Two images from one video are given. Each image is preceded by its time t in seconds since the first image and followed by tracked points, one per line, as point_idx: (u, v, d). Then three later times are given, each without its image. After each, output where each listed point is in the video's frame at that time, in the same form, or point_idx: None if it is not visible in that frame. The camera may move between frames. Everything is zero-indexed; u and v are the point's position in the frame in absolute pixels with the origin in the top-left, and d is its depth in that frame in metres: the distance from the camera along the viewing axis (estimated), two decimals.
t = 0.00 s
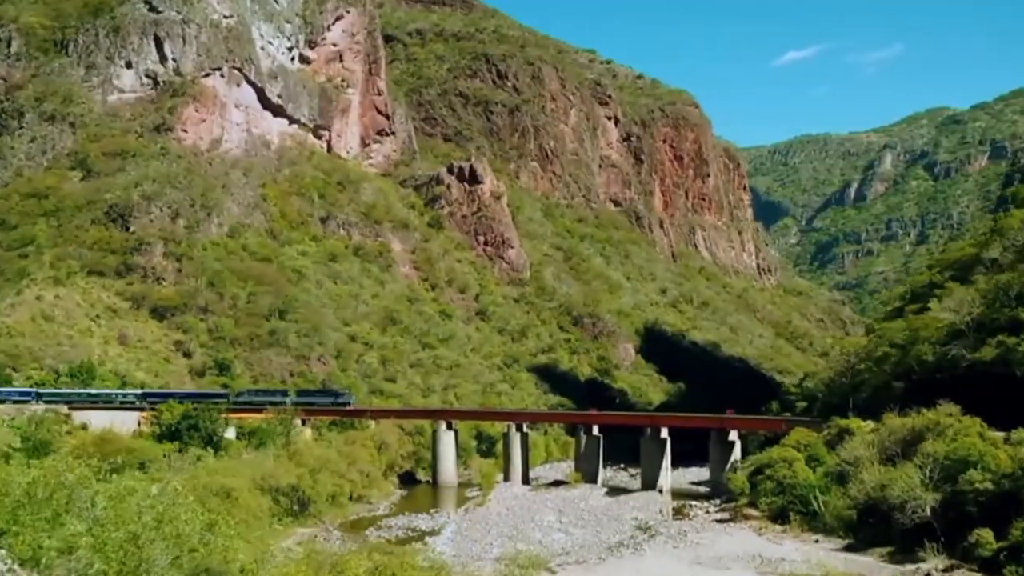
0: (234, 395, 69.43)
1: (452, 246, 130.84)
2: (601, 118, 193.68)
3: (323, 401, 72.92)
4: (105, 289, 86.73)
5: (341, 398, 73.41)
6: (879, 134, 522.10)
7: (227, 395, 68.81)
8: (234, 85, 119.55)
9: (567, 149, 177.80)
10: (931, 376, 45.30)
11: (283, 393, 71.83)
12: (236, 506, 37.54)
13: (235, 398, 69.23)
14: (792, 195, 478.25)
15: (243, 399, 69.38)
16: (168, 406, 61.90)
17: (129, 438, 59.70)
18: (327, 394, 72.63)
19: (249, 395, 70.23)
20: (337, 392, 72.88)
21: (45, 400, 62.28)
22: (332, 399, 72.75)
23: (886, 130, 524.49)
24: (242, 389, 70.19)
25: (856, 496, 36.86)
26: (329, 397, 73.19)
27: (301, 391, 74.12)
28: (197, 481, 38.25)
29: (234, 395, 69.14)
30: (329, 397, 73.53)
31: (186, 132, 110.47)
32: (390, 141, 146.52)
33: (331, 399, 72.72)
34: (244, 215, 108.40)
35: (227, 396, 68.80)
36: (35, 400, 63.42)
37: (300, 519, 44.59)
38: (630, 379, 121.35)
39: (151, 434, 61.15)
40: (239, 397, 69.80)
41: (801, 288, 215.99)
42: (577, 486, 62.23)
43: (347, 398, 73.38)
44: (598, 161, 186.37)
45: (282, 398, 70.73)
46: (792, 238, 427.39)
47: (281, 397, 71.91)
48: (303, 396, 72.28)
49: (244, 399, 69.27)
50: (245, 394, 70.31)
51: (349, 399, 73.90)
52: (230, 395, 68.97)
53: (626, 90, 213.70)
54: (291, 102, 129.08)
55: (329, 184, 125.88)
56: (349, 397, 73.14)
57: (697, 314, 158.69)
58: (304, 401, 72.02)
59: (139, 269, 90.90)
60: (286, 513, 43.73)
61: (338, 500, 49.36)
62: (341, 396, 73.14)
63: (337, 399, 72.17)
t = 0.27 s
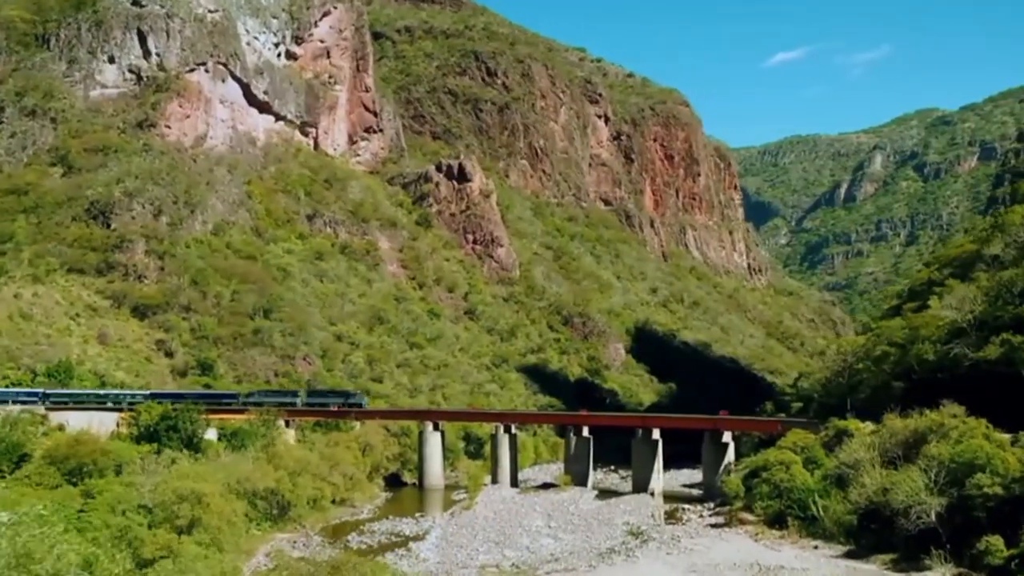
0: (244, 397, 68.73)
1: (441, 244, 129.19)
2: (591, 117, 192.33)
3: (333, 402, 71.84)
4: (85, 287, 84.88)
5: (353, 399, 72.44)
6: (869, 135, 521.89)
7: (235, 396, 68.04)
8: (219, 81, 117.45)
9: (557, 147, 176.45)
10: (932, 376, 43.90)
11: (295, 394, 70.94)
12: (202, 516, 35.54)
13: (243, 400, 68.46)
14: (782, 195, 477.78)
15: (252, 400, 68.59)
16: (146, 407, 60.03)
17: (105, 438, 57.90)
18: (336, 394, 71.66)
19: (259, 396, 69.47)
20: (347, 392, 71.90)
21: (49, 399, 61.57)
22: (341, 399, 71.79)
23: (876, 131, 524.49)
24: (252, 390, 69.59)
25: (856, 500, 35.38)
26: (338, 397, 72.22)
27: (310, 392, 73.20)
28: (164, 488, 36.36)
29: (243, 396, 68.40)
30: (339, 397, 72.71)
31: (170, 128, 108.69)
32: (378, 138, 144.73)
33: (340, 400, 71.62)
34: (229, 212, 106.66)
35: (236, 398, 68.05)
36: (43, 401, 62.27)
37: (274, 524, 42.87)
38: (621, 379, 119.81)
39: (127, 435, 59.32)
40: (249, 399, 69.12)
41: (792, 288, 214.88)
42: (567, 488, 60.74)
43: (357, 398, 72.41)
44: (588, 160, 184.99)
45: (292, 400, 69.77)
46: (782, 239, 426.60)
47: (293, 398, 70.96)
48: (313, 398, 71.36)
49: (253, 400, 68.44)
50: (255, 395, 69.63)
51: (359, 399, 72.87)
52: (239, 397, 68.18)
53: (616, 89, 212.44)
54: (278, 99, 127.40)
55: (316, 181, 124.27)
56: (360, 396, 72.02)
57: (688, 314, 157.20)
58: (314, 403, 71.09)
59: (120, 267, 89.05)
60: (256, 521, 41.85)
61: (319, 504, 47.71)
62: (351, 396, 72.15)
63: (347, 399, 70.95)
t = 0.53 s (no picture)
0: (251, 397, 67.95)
1: (426, 243, 127.45)
2: (578, 115, 190.84)
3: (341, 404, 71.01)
4: (61, 285, 82.76)
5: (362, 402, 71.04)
6: (857, 135, 522.05)
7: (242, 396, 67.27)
8: (200, 76, 115.53)
9: (545, 146, 175.00)
10: (931, 377, 42.48)
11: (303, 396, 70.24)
12: (167, 526, 33.98)
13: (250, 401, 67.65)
14: (769, 195, 477.46)
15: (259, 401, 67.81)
16: (122, 408, 57.92)
17: (77, 441, 55.83)
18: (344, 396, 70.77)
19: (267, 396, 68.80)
20: (356, 393, 70.64)
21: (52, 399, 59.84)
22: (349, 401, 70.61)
23: (862, 132, 524.94)
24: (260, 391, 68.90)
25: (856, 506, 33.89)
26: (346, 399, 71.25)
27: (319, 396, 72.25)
28: (128, 496, 34.79)
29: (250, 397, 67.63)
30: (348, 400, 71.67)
31: (150, 124, 106.72)
32: (363, 136, 142.77)
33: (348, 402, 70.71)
34: (210, 210, 104.80)
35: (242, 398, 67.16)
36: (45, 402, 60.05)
37: (249, 533, 41.16)
38: (609, 380, 118.30)
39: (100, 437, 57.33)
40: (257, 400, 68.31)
41: (779, 289, 213.84)
42: (554, 492, 59.18)
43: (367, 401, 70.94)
44: (576, 158, 183.51)
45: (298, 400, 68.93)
46: (769, 239, 425.99)
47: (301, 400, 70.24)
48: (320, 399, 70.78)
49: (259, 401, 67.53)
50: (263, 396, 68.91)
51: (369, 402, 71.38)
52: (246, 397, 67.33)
53: (604, 87, 211.01)
54: (261, 95, 125.55)
55: (299, 179, 122.47)
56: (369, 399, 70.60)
57: (677, 314, 155.78)
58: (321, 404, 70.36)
59: (98, 265, 87.05)
60: (230, 530, 40.21)
61: (296, 510, 45.86)
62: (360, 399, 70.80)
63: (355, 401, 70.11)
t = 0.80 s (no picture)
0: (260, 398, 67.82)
1: (411, 242, 125.50)
2: (565, 113, 189.22)
3: (349, 404, 69.69)
4: (35, 283, 80.48)
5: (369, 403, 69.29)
6: (843, 136, 522.36)
7: (249, 398, 67.18)
8: (180, 70, 113.35)
9: (531, 144, 173.32)
10: (932, 378, 40.96)
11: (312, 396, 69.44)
12: (128, 538, 32.00)
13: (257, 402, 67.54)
14: (755, 195, 476.90)
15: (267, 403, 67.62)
16: (94, 409, 55.53)
17: (46, 444, 53.37)
18: (350, 396, 69.50)
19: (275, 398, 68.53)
20: (361, 394, 68.94)
21: (53, 400, 59.23)
22: (356, 403, 69.11)
23: (848, 133, 525.26)
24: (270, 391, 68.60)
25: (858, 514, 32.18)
26: (354, 400, 69.81)
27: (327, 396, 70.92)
28: (86, 506, 32.93)
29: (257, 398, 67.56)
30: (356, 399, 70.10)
31: (128, 119, 104.46)
32: (347, 133, 140.74)
33: (355, 404, 69.36)
34: (189, 206, 102.64)
35: (248, 401, 66.99)
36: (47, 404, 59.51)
37: (220, 542, 39.34)
38: (596, 380, 116.56)
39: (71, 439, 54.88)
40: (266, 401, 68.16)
41: (767, 289, 212.69)
42: (541, 497, 57.41)
43: (373, 402, 69.01)
44: (562, 157, 181.88)
45: (305, 402, 68.20)
46: (756, 239, 425.30)
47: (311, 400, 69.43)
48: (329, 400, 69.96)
49: (265, 403, 67.33)
50: (273, 396, 68.62)
51: (376, 402, 69.38)
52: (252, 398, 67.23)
53: (591, 85, 209.42)
54: (243, 91, 123.49)
55: (282, 175, 120.42)
56: (377, 399, 68.64)
57: (664, 314, 154.19)
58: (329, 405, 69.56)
59: (73, 263, 84.92)
60: (200, 539, 38.35)
61: (272, 516, 44.01)
62: (366, 400, 69.05)
63: (360, 403, 68.71)
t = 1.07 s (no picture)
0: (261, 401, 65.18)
1: (392, 240, 123.41)
2: (549, 111, 187.50)
3: (352, 406, 66.63)
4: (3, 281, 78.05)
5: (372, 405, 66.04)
6: (825, 137, 522.76)
7: (249, 400, 64.47)
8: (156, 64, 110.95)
9: (514, 142, 171.47)
10: (932, 380, 39.30)
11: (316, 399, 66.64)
12: (76, 554, 29.96)
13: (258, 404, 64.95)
14: (739, 196, 476.36)
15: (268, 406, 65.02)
16: (58, 412, 53.15)
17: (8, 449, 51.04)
18: (353, 398, 66.44)
19: (278, 401, 65.90)
20: (363, 396, 65.90)
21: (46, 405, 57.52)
22: (358, 405, 66.02)
23: (831, 133, 525.58)
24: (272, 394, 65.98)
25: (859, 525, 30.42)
26: (357, 402, 66.71)
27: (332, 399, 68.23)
28: (34, 519, 30.97)
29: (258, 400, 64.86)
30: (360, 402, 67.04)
31: (101, 114, 102.08)
32: (327, 129, 138.45)
33: (358, 406, 66.24)
34: (164, 203, 100.33)
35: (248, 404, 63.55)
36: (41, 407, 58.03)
37: (185, 552, 37.22)
38: (580, 381, 114.71)
39: (33, 443, 52.55)
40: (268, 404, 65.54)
41: (751, 289, 211.35)
42: (524, 502, 55.48)
43: (377, 404, 65.77)
44: (546, 155, 180.12)
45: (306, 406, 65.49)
46: (739, 240, 424.56)
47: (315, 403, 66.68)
48: (332, 403, 66.95)
49: (266, 406, 64.65)
50: (276, 400, 66.06)
51: (380, 404, 66.05)
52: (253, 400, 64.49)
53: (575, 84, 207.75)
54: (220, 86, 121.25)
55: (260, 172, 118.19)
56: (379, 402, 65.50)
57: (649, 314, 152.51)
58: (332, 409, 66.63)
59: (42, 260, 82.69)
60: (162, 550, 36.25)
61: (243, 526, 41.89)
62: (368, 402, 65.86)
63: (362, 406, 65.68)
